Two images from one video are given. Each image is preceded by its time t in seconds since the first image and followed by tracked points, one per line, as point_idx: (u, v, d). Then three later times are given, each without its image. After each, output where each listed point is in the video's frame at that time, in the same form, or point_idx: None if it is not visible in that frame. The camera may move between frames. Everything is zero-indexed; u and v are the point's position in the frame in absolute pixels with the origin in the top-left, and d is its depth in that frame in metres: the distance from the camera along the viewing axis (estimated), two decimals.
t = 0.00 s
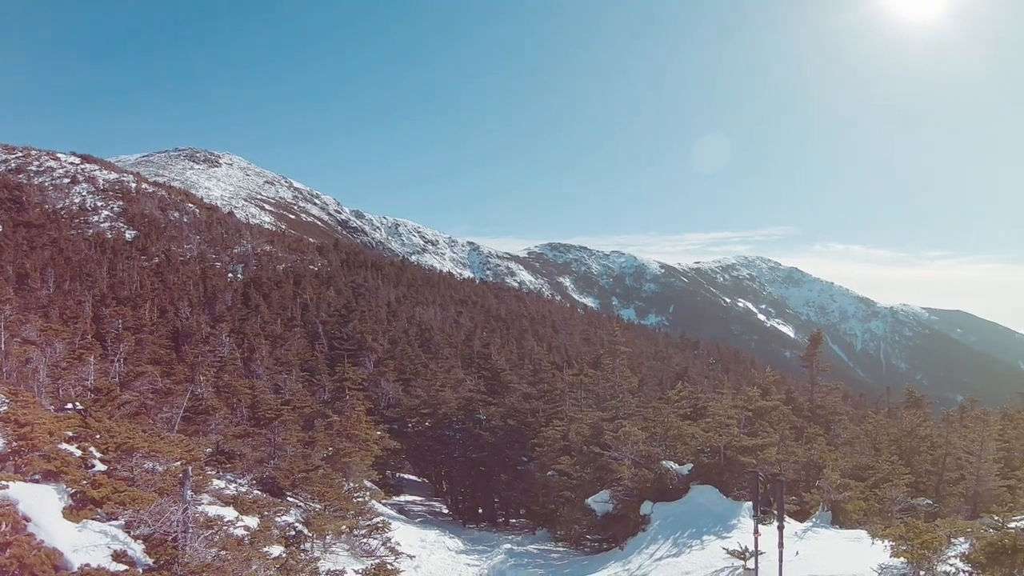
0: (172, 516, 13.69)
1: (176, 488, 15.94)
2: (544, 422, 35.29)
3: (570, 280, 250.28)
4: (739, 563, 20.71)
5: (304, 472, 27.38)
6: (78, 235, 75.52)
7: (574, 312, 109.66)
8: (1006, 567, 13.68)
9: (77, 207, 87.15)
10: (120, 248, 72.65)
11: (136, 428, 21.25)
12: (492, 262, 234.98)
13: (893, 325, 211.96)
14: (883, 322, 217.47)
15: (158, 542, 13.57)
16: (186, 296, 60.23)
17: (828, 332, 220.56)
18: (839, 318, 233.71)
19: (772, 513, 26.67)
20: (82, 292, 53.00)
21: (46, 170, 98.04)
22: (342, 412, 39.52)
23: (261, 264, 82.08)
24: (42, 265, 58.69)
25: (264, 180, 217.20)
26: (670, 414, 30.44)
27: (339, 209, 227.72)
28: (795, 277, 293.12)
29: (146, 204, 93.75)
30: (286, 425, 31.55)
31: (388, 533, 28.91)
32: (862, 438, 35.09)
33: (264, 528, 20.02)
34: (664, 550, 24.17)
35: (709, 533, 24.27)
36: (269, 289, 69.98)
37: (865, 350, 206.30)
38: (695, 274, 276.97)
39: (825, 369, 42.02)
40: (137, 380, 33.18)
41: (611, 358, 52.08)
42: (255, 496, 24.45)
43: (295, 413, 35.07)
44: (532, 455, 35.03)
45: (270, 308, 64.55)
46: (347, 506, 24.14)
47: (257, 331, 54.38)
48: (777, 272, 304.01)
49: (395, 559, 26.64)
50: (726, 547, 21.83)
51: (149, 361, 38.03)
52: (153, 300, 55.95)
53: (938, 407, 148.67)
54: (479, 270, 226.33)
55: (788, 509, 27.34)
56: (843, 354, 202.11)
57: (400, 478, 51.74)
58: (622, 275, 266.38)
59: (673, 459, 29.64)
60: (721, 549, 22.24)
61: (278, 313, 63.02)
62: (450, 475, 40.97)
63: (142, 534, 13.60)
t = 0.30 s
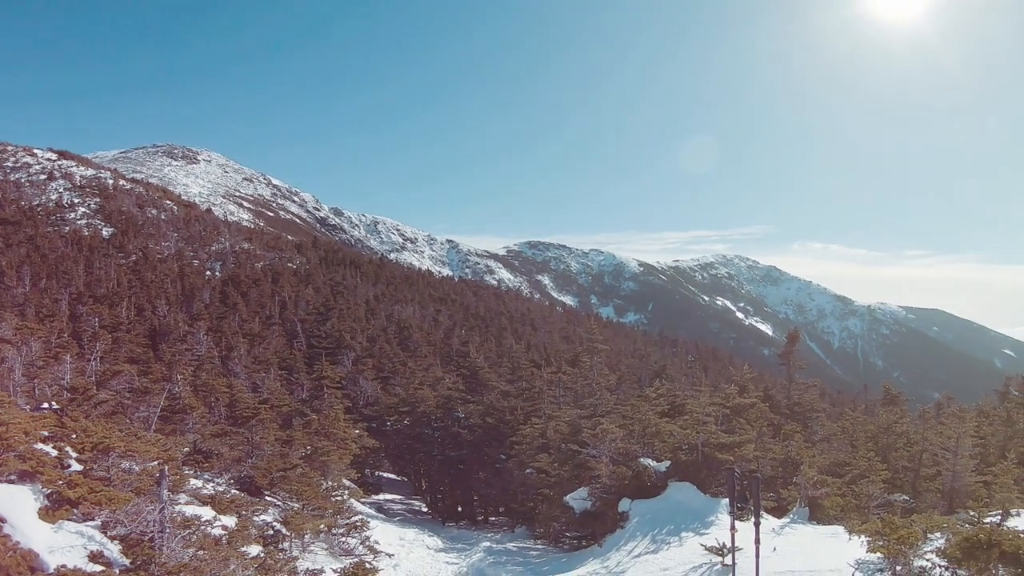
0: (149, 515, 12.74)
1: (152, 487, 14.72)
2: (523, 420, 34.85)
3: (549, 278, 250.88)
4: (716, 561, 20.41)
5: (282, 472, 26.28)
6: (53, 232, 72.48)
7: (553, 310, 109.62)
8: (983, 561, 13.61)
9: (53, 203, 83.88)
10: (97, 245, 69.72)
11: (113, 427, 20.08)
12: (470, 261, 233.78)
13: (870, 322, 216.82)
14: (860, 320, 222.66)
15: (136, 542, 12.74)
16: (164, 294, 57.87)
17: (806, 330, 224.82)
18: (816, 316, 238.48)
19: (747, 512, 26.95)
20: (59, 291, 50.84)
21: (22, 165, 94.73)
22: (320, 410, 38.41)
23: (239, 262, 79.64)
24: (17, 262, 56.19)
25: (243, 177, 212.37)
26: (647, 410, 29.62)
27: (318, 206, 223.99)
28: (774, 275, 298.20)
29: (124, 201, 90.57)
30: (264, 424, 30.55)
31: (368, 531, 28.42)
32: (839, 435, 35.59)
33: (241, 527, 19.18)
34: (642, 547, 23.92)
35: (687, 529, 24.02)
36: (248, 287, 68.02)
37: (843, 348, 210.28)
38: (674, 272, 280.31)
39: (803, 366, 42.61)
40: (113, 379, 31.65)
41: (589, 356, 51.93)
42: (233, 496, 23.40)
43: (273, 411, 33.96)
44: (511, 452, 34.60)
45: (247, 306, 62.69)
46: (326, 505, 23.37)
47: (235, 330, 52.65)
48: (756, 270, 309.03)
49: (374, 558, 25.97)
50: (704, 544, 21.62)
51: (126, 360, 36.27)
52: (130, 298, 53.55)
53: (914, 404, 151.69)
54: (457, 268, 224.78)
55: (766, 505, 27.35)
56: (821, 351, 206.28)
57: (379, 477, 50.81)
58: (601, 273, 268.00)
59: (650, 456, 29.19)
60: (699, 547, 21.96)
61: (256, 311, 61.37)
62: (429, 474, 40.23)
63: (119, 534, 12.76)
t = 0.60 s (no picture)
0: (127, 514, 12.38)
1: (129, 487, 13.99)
2: (500, 417, 34.33)
3: (527, 276, 251.22)
4: (692, 556, 20.37)
5: (258, 471, 24.87)
6: (27, 228, 70.39)
7: (531, 307, 109.17)
8: (957, 557, 13.31)
9: (28, 199, 81.97)
10: (73, 243, 67.64)
11: (86, 426, 18.81)
12: (449, 258, 232.36)
13: (847, 320, 221.24)
14: (837, 318, 227.65)
15: (110, 541, 12.25)
16: (141, 292, 55.70)
17: (783, 328, 229.15)
18: (794, 314, 243.10)
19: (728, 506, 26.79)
20: (33, 288, 48.85)
21: None
22: (298, 409, 37.19)
23: (217, 260, 77.39)
24: None
25: (219, 173, 207.17)
26: (623, 409, 29.38)
27: (296, 203, 220.21)
28: (751, 274, 303.61)
29: (100, 198, 88.92)
30: (240, 422, 28.89)
31: (347, 530, 28.12)
32: (815, 432, 36.02)
33: (217, 526, 18.26)
34: (619, 544, 23.54)
35: (664, 526, 23.76)
36: (225, 285, 65.93)
37: (820, 346, 214.64)
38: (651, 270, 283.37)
39: (779, 364, 43.12)
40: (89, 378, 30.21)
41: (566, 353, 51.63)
42: (212, 497, 22.24)
43: (249, 410, 32.66)
44: (488, 450, 34.00)
45: (224, 304, 60.74)
46: (303, 504, 22.41)
47: (212, 328, 50.78)
48: (733, 268, 314.12)
49: (352, 557, 25.21)
50: (681, 541, 21.36)
51: (101, 358, 34.23)
52: (105, 296, 51.33)
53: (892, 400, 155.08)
54: (435, 265, 222.71)
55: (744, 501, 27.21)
56: (798, 349, 210.47)
57: (357, 475, 49.86)
58: (579, 270, 269.25)
59: (626, 453, 28.49)
60: (675, 543, 21.78)
61: (232, 309, 59.60)
62: (407, 472, 39.33)
63: (95, 535, 12.17)
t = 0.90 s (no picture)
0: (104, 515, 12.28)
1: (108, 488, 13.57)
2: (479, 416, 33.82)
3: (506, 274, 250.72)
4: (671, 553, 20.14)
5: (236, 470, 23.74)
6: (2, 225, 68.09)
7: (511, 306, 108.65)
8: (933, 553, 13.20)
9: (3, 195, 79.62)
10: (50, 240, 65.39)
11: (62, 425, 17.54)
12: (428, 256, 230.62)
13: (826, 318, 225.30)
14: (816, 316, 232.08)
15: (86, 542, 11.98)
16: (118, 290, 53.71)
17: (761, 326, 232.83)
18: (773, 312, 247.35)
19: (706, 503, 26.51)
20: (8, 286, 46.78)
21: None
22: (277, 408, 36.02)
23: (196, 257, 75.29)
24: None
25: (198, 170, 202.34)
26: (602, 406, 29.14)
27: (275, 200, 216.41)
28: (730, 273, 308.38)
29: (77, 194, 86.74)
30: (219, 422, 27.70)
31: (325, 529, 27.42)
32: (793, 429, 36.36)
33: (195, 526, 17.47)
34: (598, 541, 23.06)
35: (643, 523, 23.34)
36: (204, 283, 64.03)
37: (798, 344, 218.62)
38: (631, 269, 285.61)
39: (758, 362, 43.52)
40: (64, 377, 28.77)
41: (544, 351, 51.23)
42: (189, 497, 21.31)
43: (228, 409, 31.43)
44: (468, 448, 33.40)
45: (203, 303, 58.91)
46: (281, 503, 21.52)
47: (191, 326, 48.99)
48: (712, 268, 318.62)
49: (331, 556, 24.43)
50: (660, 537, 21.11)
51: (79, 357, 32.52)
52: (82, 294, 49.31)
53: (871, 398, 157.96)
54: (415, 263, 220.65)
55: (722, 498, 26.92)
56: (777, 348, 214.03)
57: (336, 474, 48.74)
58: (558, 269, 269.78)
59: (604, 451, 28.48)
60: (655, 540, 21.40)
61: (211, 307, 57.82)
62: (386, 470, 38.44)
63: (72, 536, 11.88)
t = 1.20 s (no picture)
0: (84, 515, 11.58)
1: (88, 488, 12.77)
2: (462, 414, 33.45)
3: (490, 273, 250.26)
4: (653, 551, 20.00)
5: (218, 470, 22.85)
6: None
7: (494, 305, 108.11)
8: (914, 550, 13.08)
9: None
10: (31, 238, 63.09)
11: (44, 425, 16.45)
12: (412, 254, 228.82)
13: (808, 318, 228.76)
14: (800, 315, 235.59)
15: (67, 543, 11.33)
16: (100, 288, 51.97)
17: (744, 326, 235.62)
18: (756, 312, 250.77)
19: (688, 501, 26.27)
20: None
21: None
22: (260, 407, 35.07)
23: (178, 256, 73.41)
24: None
25: (181, 167, 198.48)
26: (585, 404, 29.05)
27: (258, 198, 213.07)
28: (713, 272, 311.80)
29: (58, 192, 84.32)
30: (201, 421, 26.25)
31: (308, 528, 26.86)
32: (775, 427, 36.60)
33: (177, 526, 16.89)
34: (581, 539, 22.67)
35: (625, 522, 22.99)
36: (186, 281, 62.55)
37: (781, 343, 221.46)
38: (614, 268, 287.18)
39: (740, 361, 43.76)
40: (46, 376, 27.49)
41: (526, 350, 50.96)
42: (171, 496, 20.56)
43: (210, 408, 30.38)
44: (451, 447, 32.93)
45: (185, 301, 57.41)
46: (265, 502, 20.87)
47: (174, 325, 47.53)
48: (696, 267, 321.70)
49: (314, 556, 23.81)
50: (642, 536, 20.85)
51: (61, 357, 31.17)
52: (62, 293, 47.51)
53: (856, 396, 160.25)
54: (399, 261, 218.79)
55: (704, 497, 26.69)
56: (760, 347, 216.78)
57: (320, 473, 47.75)
58: (542, 268, 269.89)
59: (587, 449, 28.19)
60: (637, 538, 21.14)
61: (193, 306, 56.26)
62: (369, 469, 37.68)
63: (53, 536, 11.23)
